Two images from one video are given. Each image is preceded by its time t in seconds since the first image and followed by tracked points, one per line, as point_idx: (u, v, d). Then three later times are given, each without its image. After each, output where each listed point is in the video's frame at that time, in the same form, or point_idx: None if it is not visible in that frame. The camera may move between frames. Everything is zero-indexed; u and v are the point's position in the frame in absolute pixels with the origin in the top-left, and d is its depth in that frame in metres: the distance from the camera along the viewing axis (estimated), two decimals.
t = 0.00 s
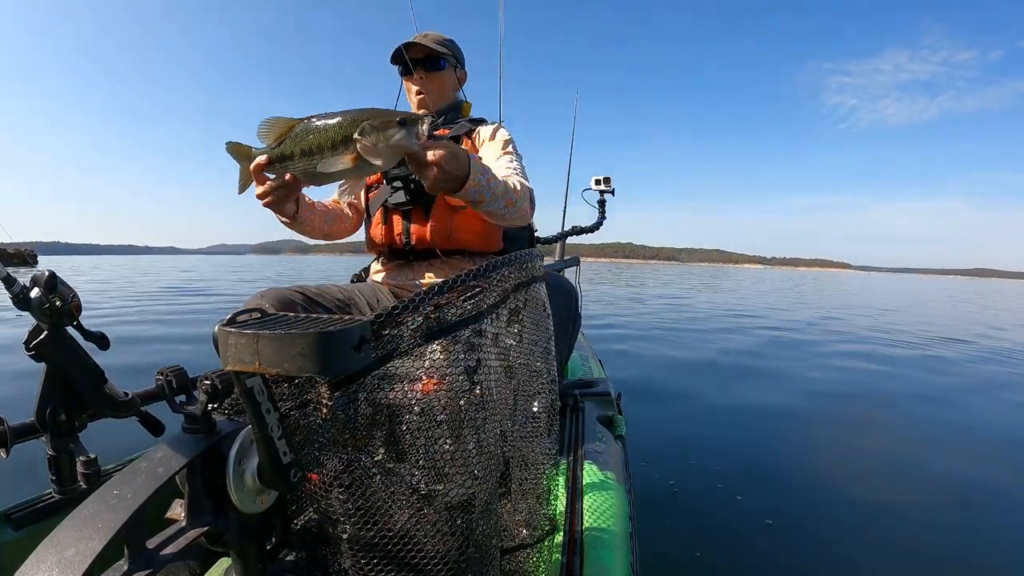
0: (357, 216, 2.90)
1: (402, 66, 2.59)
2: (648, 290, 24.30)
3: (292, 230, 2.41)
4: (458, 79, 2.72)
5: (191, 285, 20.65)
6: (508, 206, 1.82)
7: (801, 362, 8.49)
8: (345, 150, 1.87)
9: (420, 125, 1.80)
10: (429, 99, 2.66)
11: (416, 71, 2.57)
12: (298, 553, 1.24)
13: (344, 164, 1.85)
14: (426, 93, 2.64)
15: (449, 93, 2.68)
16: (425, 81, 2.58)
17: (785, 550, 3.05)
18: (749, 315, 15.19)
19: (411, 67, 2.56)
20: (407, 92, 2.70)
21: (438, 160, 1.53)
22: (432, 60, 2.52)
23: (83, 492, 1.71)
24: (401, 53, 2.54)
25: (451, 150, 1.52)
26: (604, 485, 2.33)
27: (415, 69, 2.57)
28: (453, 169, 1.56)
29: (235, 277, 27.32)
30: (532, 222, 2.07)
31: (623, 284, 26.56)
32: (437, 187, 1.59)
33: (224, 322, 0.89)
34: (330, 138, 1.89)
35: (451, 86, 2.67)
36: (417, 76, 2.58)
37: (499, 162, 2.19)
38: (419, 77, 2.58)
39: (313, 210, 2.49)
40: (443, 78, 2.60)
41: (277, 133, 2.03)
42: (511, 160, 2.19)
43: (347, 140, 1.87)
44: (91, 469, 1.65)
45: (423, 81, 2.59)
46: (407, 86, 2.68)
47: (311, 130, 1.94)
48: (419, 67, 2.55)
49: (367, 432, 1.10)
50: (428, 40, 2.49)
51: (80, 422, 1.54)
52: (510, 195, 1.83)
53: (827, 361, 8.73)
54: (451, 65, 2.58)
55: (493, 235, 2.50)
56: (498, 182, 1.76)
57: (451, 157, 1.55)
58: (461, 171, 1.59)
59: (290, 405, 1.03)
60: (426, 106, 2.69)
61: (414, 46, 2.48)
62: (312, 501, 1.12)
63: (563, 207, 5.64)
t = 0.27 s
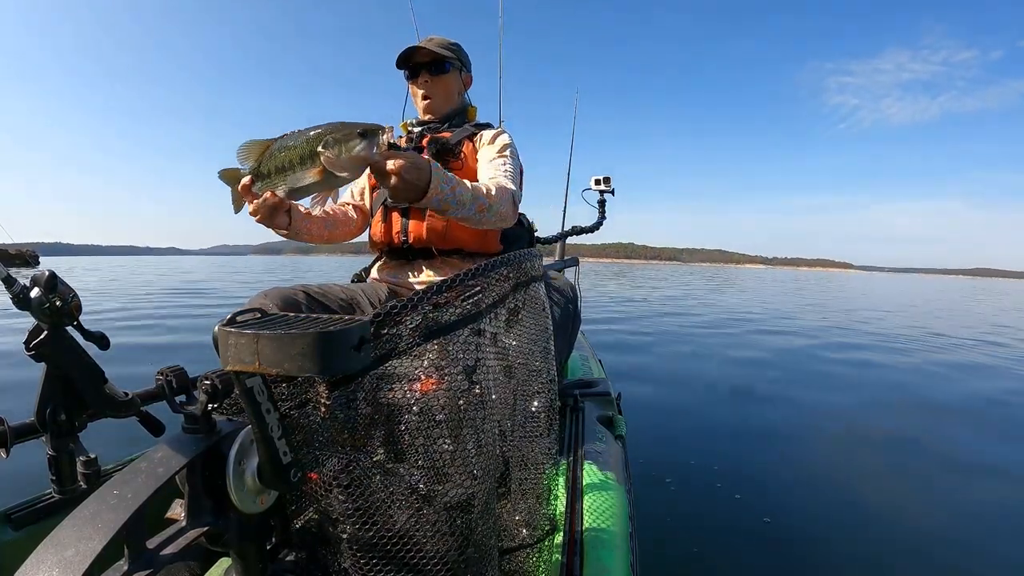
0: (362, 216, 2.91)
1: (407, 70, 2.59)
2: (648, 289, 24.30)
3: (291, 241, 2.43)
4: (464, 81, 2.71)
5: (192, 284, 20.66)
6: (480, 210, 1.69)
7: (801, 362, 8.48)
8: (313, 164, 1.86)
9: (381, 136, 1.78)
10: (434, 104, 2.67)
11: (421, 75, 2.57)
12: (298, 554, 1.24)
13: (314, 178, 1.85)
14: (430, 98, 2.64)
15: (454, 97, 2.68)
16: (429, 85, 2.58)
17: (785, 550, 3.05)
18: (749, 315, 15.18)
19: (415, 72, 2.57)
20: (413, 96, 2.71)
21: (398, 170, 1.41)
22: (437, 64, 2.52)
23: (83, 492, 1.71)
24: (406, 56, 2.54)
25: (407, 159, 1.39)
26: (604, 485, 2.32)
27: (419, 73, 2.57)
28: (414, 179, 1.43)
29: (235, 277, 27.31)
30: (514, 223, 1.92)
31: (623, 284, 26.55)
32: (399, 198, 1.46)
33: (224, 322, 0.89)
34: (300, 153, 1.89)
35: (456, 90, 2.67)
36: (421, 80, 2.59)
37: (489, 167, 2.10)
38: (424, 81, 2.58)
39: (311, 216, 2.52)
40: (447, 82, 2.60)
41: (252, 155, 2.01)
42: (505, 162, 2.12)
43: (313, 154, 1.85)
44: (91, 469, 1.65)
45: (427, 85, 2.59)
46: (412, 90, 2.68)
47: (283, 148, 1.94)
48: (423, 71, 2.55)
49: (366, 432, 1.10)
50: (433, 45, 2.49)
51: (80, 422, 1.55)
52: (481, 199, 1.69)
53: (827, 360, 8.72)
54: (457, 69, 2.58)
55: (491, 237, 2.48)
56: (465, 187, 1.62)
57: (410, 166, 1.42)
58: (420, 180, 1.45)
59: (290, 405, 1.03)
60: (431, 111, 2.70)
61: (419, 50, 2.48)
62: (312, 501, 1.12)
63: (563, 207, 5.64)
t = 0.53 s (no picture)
0: (364, 218, 2.93)
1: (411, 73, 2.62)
2: (648, 289, 24.29)
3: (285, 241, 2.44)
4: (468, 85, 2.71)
5: (191, 284, 20.64)
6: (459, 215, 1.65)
7: (802, 361, 8.47)
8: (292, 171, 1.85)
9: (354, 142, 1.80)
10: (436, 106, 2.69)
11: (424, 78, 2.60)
12: (298, 554, 1.23)
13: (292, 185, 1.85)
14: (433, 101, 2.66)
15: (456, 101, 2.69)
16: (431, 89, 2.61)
17: (785, 550, 3.04)
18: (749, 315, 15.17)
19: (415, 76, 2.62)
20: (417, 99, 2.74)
21: (367, 175, 1.43)
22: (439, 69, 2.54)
23: (83, 491, 1.71)
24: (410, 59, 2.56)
25: (374, 165, 1.41)
26: (604, 485, 2.32)
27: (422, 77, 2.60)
28: (384, 183, 1.45)
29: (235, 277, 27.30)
30: (504, 231, 1.85)
31: (623, 284, 26.53)
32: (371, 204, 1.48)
33: (224, 322, 0.89)
34: (279, 162, 1.87)
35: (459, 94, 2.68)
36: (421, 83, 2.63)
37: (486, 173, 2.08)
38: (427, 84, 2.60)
39: (306, 218, 2.57)
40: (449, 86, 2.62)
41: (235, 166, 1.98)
42: (503, 169, 2.09)
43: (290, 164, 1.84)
44: (91, 469, 1.65)
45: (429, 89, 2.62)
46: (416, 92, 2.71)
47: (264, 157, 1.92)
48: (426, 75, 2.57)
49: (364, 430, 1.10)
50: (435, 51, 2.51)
51: (80, 422, 1.54)
52: (460, 204, 1.66)
53: (827, 360, 8.71)
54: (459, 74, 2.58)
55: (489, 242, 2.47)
56: (441, 192, 1.60)
57: (380, 172, 1.44)
58: (390, 185, 1.46)
59: (288, 405, 1.03)
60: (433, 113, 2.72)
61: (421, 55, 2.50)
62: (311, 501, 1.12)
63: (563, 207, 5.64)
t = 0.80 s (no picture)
0: (367, 218, 2.92)
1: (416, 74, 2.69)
2: (648, 289, 24.27)
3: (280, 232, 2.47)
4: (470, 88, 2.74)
5: (190, 284, 20.63)
6: (439, 212, 1.62)
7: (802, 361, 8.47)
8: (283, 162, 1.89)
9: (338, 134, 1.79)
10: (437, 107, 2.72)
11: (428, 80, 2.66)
12: (299, 553, 1.23)
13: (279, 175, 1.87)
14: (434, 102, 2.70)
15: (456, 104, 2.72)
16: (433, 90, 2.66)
17: (784, 550, 3.04)
18: (749, 315, 15.16)
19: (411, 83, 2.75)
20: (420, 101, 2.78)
21: (342, 168, 1.46)
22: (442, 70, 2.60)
23: (83, 491, 1.71)
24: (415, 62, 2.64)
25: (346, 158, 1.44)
26: (603, 485, 2.32)
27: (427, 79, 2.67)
28: (358, 175, 1.47)
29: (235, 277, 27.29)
30: (495, 235, 1.80)
31: (623, 284, 26.52)
32: (348, 195, 1.51)
33: (224, 321, 0.89)
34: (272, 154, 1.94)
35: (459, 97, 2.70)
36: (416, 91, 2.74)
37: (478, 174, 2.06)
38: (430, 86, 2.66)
39: (307, 213, 2.60)
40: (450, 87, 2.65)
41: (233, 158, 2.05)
42: (497, 170, 2.06)
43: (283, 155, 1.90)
44: (91, 469, 1.65)
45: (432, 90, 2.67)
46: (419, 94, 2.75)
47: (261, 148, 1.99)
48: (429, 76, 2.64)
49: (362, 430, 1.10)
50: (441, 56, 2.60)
51: (80, 422, 1.55)
52: (441, 201, 1.63)
53: (828, 360, 8.71)
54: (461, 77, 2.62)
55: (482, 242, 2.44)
56: (420, 188, 1.59)
57: (355, 165, 1.46)
58: (366, 178, 1.48)
59: (289, 404, 1.03)
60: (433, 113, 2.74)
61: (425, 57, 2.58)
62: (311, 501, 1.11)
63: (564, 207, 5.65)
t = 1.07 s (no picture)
0: (369, 218, 2.92)
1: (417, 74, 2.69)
2: (648, 289, 24.27)
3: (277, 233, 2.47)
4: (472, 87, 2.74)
5: (190, 284, 20.62)
6: (429, 207, 1.62)
7: (802, 361, 8.47)
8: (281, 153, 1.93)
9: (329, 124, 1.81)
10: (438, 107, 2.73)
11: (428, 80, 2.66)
12: (299, 553, 1.24)
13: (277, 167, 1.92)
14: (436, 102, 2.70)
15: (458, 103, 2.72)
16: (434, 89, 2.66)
17: (783, 550, 3.04)
18: (749, 315, 15.16)
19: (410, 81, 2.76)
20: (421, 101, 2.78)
21: (333, 157, 1.47)
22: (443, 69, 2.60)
23: (83, 491, 1.71)
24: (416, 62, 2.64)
25: (336, 149, 1.45)
26: (604, 485, 2.32)
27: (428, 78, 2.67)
28: (348, 165, 1.48)
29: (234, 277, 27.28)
30: (487, 236, 1.80)
31: (623, 284, 26.52)
32: (339, 184, 1.52)
33: (224, 322, 0.89)
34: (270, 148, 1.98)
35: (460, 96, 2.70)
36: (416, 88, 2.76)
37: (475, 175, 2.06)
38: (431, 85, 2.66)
39: (307, 212, 2.60)
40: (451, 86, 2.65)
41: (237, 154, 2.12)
42: (496, 171, 2.05)
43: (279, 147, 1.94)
44: (91, 469, 1.65)
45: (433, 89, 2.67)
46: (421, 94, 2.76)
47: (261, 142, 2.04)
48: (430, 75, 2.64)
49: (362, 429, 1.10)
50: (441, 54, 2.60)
51: (80, 423, 1.55)
52: (432, 196, 1.62)
53: (827, 360, 8.70)
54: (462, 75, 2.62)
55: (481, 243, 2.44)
56: (411, 181, 1.59)
57: (347, 154, 1.48)
58: (357, 168, 1.49)
59: (289, 404, 1.03)
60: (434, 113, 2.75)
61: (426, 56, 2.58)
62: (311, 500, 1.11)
63: (564, 207, 5.65)
